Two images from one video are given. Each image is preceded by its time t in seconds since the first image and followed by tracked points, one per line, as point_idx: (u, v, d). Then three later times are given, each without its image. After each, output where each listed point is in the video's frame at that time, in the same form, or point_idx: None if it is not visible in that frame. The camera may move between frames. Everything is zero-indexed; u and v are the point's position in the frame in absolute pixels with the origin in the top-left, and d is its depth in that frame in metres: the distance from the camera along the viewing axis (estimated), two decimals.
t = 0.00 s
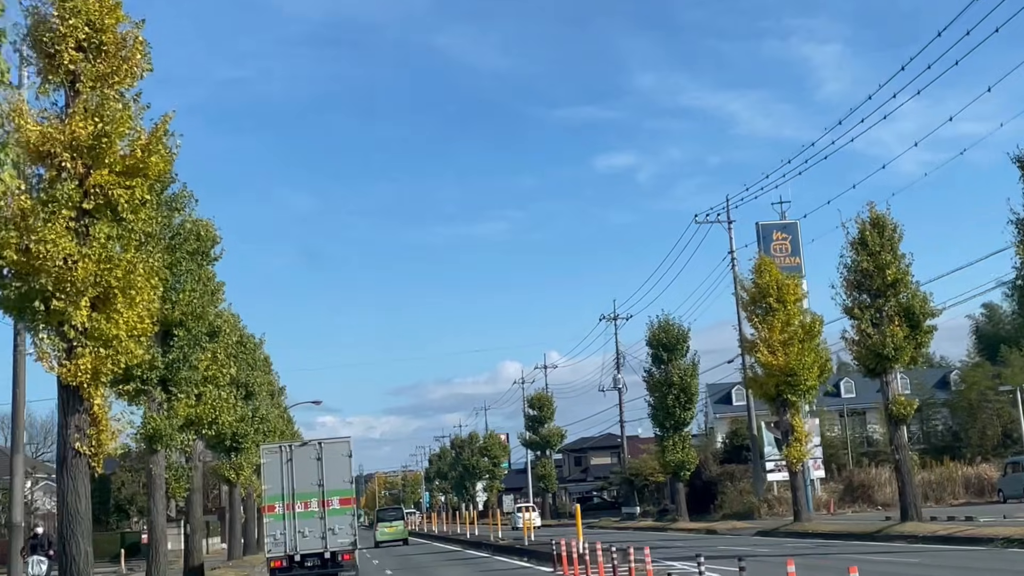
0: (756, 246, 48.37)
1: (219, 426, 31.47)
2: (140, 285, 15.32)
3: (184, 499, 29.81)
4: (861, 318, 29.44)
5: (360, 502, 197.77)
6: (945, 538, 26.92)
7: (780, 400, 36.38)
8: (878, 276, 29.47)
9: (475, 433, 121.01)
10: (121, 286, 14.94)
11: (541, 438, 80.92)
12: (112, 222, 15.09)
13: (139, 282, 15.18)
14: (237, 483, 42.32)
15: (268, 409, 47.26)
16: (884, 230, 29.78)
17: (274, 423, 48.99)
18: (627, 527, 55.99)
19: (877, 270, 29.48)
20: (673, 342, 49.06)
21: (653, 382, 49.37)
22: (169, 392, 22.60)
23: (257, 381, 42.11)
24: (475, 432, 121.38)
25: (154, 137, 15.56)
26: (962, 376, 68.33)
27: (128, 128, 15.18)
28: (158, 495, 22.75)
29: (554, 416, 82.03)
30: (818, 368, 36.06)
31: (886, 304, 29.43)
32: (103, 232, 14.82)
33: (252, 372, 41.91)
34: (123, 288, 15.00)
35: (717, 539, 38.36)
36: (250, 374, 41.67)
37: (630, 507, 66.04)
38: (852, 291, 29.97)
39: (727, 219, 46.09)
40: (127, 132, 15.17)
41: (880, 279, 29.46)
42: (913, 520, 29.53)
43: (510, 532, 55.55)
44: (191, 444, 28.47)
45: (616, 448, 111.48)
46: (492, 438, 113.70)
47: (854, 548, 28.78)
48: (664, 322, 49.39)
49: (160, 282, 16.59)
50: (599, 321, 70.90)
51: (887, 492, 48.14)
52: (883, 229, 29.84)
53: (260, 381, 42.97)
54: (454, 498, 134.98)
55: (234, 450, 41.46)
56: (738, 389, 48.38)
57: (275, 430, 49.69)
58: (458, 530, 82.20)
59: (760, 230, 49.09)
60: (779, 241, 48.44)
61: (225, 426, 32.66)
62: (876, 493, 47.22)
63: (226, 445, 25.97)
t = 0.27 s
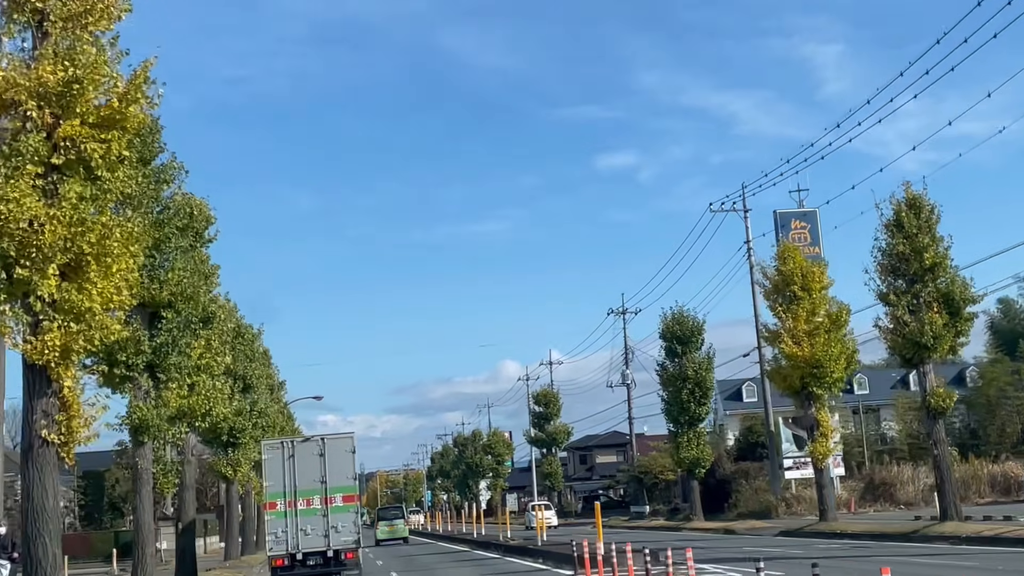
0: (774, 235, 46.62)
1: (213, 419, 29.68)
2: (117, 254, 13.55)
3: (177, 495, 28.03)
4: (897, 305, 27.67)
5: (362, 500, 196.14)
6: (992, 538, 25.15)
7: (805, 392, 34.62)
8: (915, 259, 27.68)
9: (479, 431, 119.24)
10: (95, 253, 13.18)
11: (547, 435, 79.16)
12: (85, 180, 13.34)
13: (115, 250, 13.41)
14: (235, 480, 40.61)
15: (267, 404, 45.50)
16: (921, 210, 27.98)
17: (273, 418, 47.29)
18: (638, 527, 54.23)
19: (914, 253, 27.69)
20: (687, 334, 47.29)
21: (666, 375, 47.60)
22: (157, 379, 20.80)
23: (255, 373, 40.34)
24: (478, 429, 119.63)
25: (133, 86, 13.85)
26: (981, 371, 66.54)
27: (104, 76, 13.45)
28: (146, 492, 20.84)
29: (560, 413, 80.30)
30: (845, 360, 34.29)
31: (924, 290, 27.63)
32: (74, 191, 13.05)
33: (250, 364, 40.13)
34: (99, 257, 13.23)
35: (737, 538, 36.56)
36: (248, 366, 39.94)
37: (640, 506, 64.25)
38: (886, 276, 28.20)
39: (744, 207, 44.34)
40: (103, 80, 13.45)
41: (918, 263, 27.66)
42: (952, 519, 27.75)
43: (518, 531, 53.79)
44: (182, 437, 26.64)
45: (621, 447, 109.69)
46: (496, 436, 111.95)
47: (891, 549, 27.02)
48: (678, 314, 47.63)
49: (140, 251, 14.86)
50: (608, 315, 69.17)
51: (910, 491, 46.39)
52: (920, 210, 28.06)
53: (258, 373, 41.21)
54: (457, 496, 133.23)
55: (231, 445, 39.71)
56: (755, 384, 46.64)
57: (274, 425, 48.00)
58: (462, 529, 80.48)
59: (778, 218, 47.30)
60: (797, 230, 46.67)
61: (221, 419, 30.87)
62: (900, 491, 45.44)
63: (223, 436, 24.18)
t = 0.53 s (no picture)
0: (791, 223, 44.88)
1: (205, 412, 27.92)
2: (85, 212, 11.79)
3: (167, 492, 26.30)
4: (937, 290, 25.94)
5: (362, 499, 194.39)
6: None
7: (831, 385, 32.87)
8: (954, 242, 25.94)
9: (481, 429, 117.50)
10: (60, 211, 11.43)
11: (552, 433, 77.41)
12: (48, 126, 11.61)
13: (84, 208, 11.67)
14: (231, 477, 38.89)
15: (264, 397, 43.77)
16: (962, 189, 26.25)
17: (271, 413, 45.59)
18: (649, 526, 52.47)
19: (954, 235, 25.95)
20: (702, 326, 45.54)
21: (680, 369, 45.87)
22: (142, 365, 19.04)
23: (252, 365, 38.59)
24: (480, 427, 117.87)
25: (103, 18, 12.15)
26: (998, 368, 64.75)
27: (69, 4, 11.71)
28: (129, 490, 18.91)
29: (566, 410, 78.56)
30: (873, 351, 32.50)
31: (965, 274, 25.90)
32: (36, 137, 11.31)
33: (246, 356, 38.39)
34: (64, 215, 11.49)
35: (758, 538, 34.79)
36: (243, 358, 38.19)
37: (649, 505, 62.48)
38: (924, 260, 26.46)
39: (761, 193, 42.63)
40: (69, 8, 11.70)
41: (958, 245, 25.91)
42: (995, 518, 25.99)
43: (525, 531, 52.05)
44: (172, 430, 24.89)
45: (626, 444, 107.91)
46: (499, 434, 110.19)
47: (931, 550, 25.26)
48: (692, 306, 45.89)
49: (111, 212, 13.09)
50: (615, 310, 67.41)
51: (934, 489, 44.66)
52: (961, 188, 26.32)
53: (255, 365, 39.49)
54: (459, 495, 131.45)
55: (227, 440, 37.98)
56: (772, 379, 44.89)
57: (272, 421, 46.30)
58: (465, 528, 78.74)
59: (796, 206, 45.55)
60: (816, 218, 44.95)
61: (213, 411, 29.07)
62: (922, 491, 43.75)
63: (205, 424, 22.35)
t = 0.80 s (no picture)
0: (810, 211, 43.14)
1: (197, 405, 26.21)
2: (40, 156, 10.02)
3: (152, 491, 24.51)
4: (981, 275, 24.17)
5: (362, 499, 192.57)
6: None
7: (859, 378, 31.09)
8: (1000, 223, 24.17)
9: (483, 428, 115.71)
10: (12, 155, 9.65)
11: (557, 431, 75.67)
12: None
13: (41, 152, 9.91)
14: (225, 475, 37.15)
15: (261, 391, 42.00)
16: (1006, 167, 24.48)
17: (268, 409, 43.83)
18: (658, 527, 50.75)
19: (999, 216, 24.18)
20: (716, 320, 43.80)
21: (693, 364, 44.13)
22: (123, 349, 17.21)
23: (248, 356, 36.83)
24: (482, 426, 116.13)
25: None
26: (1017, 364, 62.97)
27: None
28: (109, 487, 16.96)
29: (571, 407, 76.77)
30: (904, 343, 30.75)
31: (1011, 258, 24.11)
32: None
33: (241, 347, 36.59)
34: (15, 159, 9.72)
35: (780, 540, 33.03)
36: (239, 349, 36.44)
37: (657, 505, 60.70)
38: (965, 243, 24.71)
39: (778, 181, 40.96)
40: None
41: (1003, 227, 24.14)
42: None
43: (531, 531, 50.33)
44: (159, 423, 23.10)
45: (630, 444, 106.16)
46: (501, 433, 108.39)
47: (975, 552, 23.53)
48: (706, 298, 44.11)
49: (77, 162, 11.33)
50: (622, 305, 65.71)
51: (957, 489, 42.96)
52: (1005, 166, 24.55)
53: (251, 357, 37.72)
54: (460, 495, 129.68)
55: (221, 435, 36.20)
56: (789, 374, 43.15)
57: (270, 416, 44.61)
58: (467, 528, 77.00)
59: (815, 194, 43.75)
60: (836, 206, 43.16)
61: (204, 404, 27.34)
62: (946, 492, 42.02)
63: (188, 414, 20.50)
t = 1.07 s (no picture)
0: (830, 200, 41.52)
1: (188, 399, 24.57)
2: None
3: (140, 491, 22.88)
4: None
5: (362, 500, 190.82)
6: None
7: (891, 372, 29.43)
8: None
9: (486, 428, 113.97)
10: None
11: (563, 430, 74.10)
12: None
13: None
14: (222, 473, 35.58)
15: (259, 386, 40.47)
16: None
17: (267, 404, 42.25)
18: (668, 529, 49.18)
19: None
20: (733, 313, 42.11)
21: (708, 359, 42.46)
22: (102, 330, 15.52)
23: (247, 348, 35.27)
24: (485, 426, 114.55)
25: None
26: None
27: None
28: (84, 482, 15.28)
29: (577, 406, 75.07)
30: (938, 334, 29.09)
31: None
32: None
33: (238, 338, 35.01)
34: None
35: (805, 542, 31.38)
36: (236, 342, 34.91)
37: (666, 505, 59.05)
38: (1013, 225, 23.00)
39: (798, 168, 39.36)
40: None
41: None
42: None
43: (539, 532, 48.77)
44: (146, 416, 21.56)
45: (636, 444, 104.51)
46: (504, 432, 106.63)
47: None
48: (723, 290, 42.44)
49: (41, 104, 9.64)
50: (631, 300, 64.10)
51: (983, 489, 41.30)
52: None
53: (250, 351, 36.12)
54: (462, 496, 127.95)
55: (217, 431, 34.59)
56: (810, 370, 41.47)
57: (268, 412, 43.03)
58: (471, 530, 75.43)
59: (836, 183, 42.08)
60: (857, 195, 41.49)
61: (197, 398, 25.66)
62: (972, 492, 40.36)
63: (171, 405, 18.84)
